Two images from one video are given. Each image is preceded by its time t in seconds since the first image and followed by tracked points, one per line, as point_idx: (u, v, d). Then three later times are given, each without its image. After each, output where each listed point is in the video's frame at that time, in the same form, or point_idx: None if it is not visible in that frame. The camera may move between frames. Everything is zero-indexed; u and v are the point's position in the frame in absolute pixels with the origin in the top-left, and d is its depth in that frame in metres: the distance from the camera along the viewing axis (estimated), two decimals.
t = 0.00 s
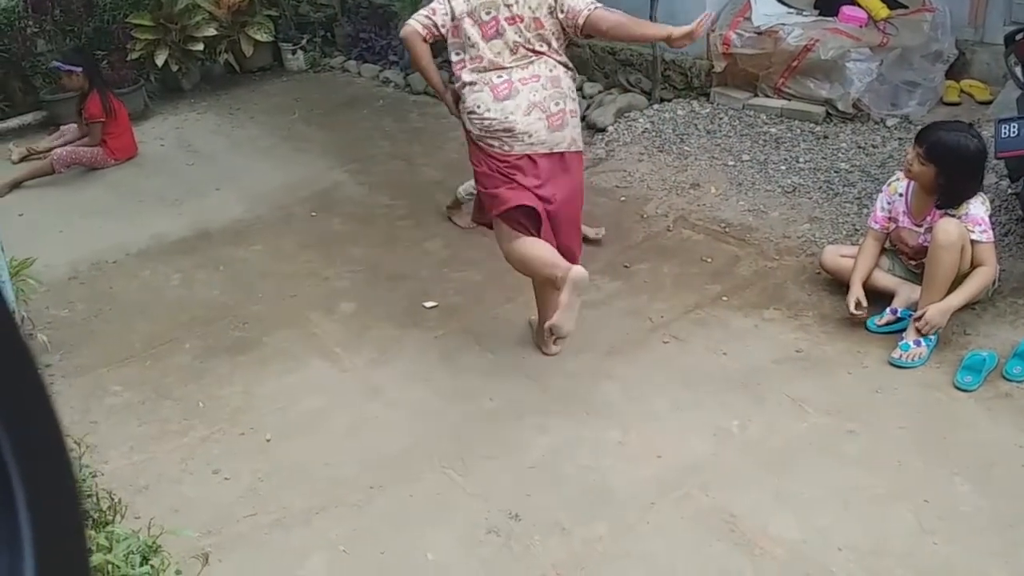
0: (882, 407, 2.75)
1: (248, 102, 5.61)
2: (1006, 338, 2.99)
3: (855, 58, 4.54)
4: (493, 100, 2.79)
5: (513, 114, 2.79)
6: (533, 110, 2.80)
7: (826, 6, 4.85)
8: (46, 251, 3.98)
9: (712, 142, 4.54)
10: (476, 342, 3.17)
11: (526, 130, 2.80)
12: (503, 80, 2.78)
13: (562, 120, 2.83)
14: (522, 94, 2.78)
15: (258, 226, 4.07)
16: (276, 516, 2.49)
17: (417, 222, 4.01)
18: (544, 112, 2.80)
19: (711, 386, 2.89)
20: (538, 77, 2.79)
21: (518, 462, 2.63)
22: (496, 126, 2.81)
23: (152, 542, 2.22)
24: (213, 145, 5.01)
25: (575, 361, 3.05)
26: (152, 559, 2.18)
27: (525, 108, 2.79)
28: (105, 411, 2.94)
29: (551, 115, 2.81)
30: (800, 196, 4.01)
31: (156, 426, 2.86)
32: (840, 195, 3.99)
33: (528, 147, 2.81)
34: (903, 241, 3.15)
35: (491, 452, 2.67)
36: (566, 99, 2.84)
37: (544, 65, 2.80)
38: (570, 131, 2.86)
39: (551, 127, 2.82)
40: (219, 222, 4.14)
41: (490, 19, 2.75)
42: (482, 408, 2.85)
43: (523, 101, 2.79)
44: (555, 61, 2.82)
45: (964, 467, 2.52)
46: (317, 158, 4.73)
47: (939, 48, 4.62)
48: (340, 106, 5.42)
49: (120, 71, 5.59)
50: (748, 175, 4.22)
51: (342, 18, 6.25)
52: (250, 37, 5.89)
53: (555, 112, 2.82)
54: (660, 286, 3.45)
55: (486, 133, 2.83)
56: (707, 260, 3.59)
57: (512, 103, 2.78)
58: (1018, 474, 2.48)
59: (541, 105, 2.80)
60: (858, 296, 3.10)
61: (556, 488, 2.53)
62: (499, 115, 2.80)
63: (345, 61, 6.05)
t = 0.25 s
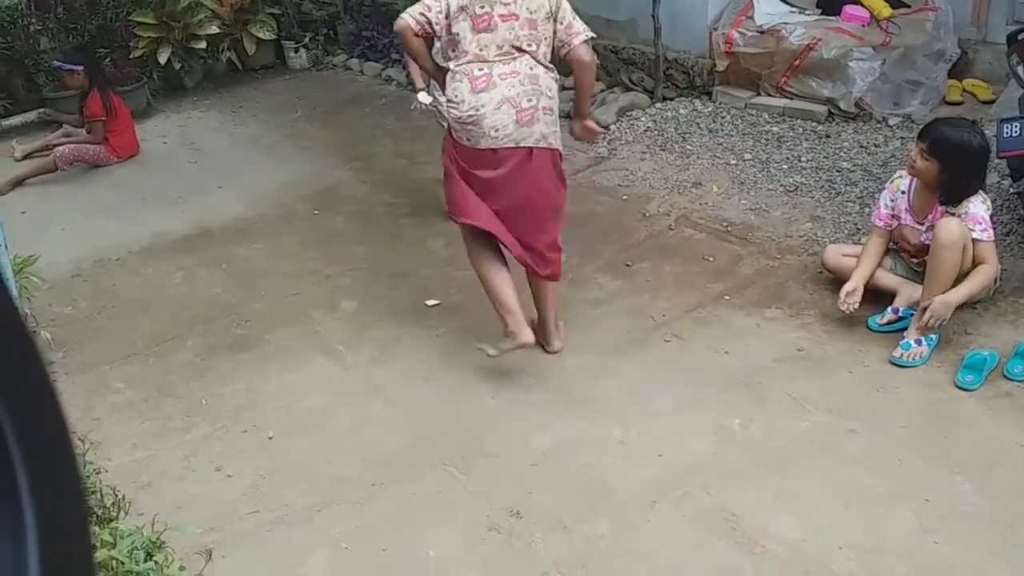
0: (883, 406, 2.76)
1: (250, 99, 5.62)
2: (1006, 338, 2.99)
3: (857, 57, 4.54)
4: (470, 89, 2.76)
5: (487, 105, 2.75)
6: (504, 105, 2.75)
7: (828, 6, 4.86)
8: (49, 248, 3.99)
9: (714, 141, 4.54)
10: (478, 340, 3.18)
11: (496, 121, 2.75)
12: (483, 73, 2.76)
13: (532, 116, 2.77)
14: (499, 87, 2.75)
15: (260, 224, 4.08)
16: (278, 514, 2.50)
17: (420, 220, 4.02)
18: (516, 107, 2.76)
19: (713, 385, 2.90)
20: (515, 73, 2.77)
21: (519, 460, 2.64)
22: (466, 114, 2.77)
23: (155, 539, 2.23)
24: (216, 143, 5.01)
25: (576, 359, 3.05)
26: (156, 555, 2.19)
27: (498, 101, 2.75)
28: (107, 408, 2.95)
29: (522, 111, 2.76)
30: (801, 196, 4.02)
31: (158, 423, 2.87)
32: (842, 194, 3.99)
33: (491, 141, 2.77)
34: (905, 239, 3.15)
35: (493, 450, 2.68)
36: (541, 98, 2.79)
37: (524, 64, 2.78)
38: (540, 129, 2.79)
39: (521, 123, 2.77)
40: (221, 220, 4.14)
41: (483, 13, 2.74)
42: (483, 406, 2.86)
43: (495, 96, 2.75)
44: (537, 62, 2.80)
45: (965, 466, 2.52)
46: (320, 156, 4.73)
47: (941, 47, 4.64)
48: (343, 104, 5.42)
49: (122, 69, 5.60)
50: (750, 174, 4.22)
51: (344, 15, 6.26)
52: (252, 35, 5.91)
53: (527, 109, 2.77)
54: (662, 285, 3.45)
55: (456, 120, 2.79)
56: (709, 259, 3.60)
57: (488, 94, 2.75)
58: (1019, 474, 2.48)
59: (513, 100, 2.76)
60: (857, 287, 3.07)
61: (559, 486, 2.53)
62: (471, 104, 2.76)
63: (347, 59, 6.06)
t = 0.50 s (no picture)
0: (883, 404, 2.77)
1: (252, 98, 5.63)
2: (1007, 336, 3.00)
3: (858, 55, 4.56)
4: (432, 87, 2.99)
5: (443, 106, 2.98)
6: (457, 111, 2.98)
7: (829, 5, 4.87)
8: (52, 247, 4.00)
9: (716, 139, 4.55)
10: (479, 338, 3.19)
11: (446, 120, 2.99)
12: (447, 75, 2.98)
13: (479, 127, 2.98)
14: (458, 95, 2.98)
15: (262, 222, 4.09)
16: (281, 511, 2.50)
17: (421, 218, 4.03)
18: (466, 116, 2.98)
19: (714, 382, 2.91)
20: (476, 84, 2.98)
21: (521, 458, 2.64)
22: (421, 105, 3.01)
23: (159, 535, 2.24)
24: (218, 141, 5.02)
25: (578, 357, 3.06)
26: (160, 551, 2.21)
27: (454, 107, 2.98)
28: (111, 406, 2.95)
29: (471, 121, 2.98)
30: (803, 194, 4.02)
31: (161, 421, 2.88)
32: (843, 192, 4.00)
33: (439, 139, 3.01)
34: (907, 236, 3.15)
35: (495, 447, 2.69)
36: (495, 114, 2.99)
37: (487, 77, 2.99)
38: (485, 140, 3.00)
39: (469, 131, 2.99)
40: (224, 218, 4.15)
41: (466, 17, 2.96)
42: (484, 404, 2.87)
43: (451, 99, 2.98)
44: (498, 80, 3.01)
45: (966, 463, 2.53)
46: (321, 154, 4.74)
47: (942, 45, 4.64)
48: (344, 103, 5.43)
49: (124, 67, 5.60)
50: (751, 172, 4.23)
51: (346, 14, 6.27)
52: (254, 34, 5.92)
53: (478, 119, 2.98)
54: (663, 283, 3.46)
55: (413, 106, 3.03)
56: (710, 257, 3.60)
57: (447, 97, 2.98)
58: (1019, 471, 2.49)
59: (466, 108, 2.98)
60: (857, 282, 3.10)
61: (561, 484, 2.54)
62: (428, 99, 3.00)
63: (349, 58, 6.07)
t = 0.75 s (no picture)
0: (887, 402, 2.76)
1: (255, 96, 5.63)
2: (1011, 334, 3.00)
3: (862, 53, 4.55)
4: (353, 86, 3.24)
5: (365, 101, 3.22)
6: (379, 99, 3.21)
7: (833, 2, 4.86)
8: (55, 245, 4.00)
9: (718, 138, 4.55)
10: (482, 336, 3.19)
11: (371, 112, 3.23)
12: (363, 72, 3.22)
13: (400, 108, 3.21)
14: (376, 86, 3.20)
15: (264, 220, 4.09)
16: (284, 509, 2.50)
17: (424, 216, 4.03)
18: (387, 101, 3.21)
19: (717, 380, 2.90)
20: (392, 72, 3.20)
21: (523, 456, 2.64)
22: (350, 105, 3.27)
23: (163, 532, 2.24)
24: (221, 139, 5.02)
25: (580, 355, 3.06)
26: (164, 549, 2.21)
27: (376, 97, 3.21)
28: (114, 403, 2.96)
29: (393, 105, 3.21)
30: (806, 192, 4.02)
31: (165, 418, 2.88)
32: (846, 191, 3.99)
33: (370, 127, 3.27)
34: (911, 235, 3.13)
35: (498, 445, 2.69)
36: (411, 92, 3.21)
37: (400, 62, 3.20)
38: (410, 118, 3.23)
39: (393, 113, 3.22)
40: (226, 216, 4.15)
41: (367, 19, 3.19)
42: (487, 401, 2.87)
43: (367, 88, 3.22)
44: (410, 64, 3.21)
45: (969, 462, 2.52)
46: (324, 152, 4.74)
47: (946, 43, 4.62)
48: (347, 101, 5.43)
49: (127, 65, 5.60)
50: (754, 170, 4.23)
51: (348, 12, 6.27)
52: (257, 32, 5.92)
53: (398, 101, 3.21)
54: (666, 281, 3.46)
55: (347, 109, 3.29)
56: (713, 256, 3.60)
57: (368, 92, 3.21)
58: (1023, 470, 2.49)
59: (388, 95, 3.20)
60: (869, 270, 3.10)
61: (564, 482, 2.54)
62: (354, 98, 3.25)
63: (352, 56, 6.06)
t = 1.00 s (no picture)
0: (889, 402, 2.76)
1: (257, 95, 5.63)
2: (1014, 335, 3.00)
3: (864, 53, 4.53)
4: (335, 62, 3.51)
5: (347, 73, 3.51)
6: (361, 72, 3.50)
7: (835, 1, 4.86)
8: (56, 243, 4.00)
9: (720, 137, 4.54)
10: (484, 335, 3.19)
11: (354, 84, 3.51)
12: (344, 47, 3.51)
13: (384, 81, 3.52)
14: (356, 59, 3.50)
15: (266, 219, 4.09)
16: (286, 508, 2.50)
17: (425, 215, 4.03)
18: (369, 73, 3.51)
19: (718, 379, 2.91)
20: (370, 46, 3.50)
21: (525, 455, 2.64)
22: (332, 81, 3.53)
23: (165, 531, 2.24)
24: (222, 138, 5.02)
25: (582, 353, 3.06)
26: (166, 547, 2.21)
27: (356, 69, 3.50)
28: (116, 402, 2.96)
29: (374, 76, 3.51)
30: (808, 191, 4.02)
31: (167, 417, 2.88)
32: (848, 190, 3.99)
33: (352, 100, 3.54)
34: (915, 235, 3.13)
35: (499, 444, 2.69)
36: (394, 67, 3.53)
37: (379, 37, 3.51)
38: (394, 91, 3.55)
39: (375, 84, 3.52)
40: (228, 215, 4.15)
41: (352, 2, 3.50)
42: (489, 400, 2.87)
43: (353, 64, 3.50)
44: (389, 38, 3.52)
45: (972, 462, 2.52)
46: (326, 151, 4.74)
47: (948, 43, 4.62)
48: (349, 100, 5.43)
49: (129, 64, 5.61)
50: (756, 170, 4.22)
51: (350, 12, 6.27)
52: (259, 31, 5.92)
53: (380, 73, 3.52)
54: (668, 280, 3.46)
55: (330, 87, 3.55)
56: (715, 255, 3.60)
57: (349, 65, 3.50)
58: None
59: (367, 67, 3.50)
60: (875, 275, 3.10)
61: (565, 481, 2.54)
62: (336, 73, 3.52)
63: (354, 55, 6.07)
